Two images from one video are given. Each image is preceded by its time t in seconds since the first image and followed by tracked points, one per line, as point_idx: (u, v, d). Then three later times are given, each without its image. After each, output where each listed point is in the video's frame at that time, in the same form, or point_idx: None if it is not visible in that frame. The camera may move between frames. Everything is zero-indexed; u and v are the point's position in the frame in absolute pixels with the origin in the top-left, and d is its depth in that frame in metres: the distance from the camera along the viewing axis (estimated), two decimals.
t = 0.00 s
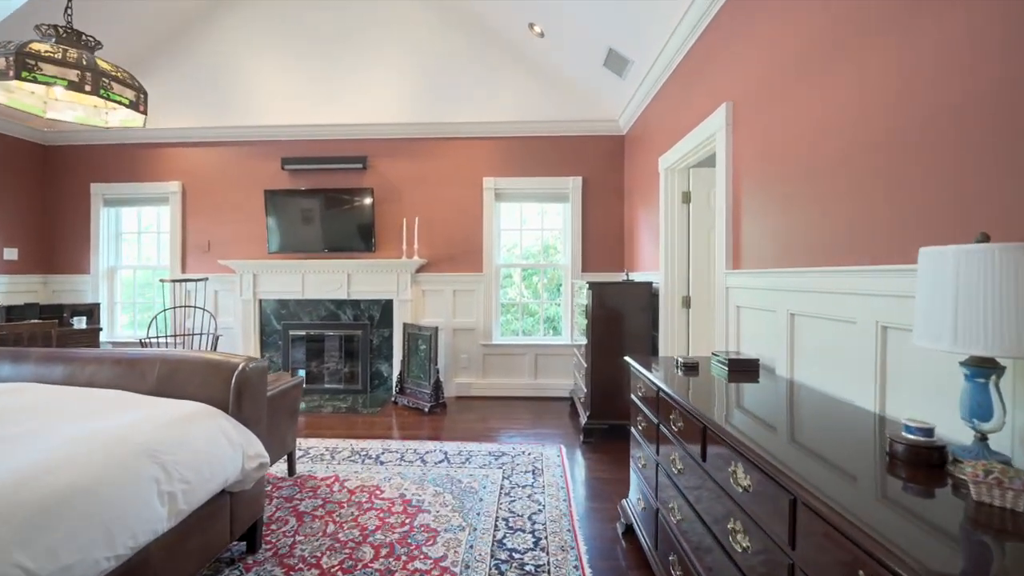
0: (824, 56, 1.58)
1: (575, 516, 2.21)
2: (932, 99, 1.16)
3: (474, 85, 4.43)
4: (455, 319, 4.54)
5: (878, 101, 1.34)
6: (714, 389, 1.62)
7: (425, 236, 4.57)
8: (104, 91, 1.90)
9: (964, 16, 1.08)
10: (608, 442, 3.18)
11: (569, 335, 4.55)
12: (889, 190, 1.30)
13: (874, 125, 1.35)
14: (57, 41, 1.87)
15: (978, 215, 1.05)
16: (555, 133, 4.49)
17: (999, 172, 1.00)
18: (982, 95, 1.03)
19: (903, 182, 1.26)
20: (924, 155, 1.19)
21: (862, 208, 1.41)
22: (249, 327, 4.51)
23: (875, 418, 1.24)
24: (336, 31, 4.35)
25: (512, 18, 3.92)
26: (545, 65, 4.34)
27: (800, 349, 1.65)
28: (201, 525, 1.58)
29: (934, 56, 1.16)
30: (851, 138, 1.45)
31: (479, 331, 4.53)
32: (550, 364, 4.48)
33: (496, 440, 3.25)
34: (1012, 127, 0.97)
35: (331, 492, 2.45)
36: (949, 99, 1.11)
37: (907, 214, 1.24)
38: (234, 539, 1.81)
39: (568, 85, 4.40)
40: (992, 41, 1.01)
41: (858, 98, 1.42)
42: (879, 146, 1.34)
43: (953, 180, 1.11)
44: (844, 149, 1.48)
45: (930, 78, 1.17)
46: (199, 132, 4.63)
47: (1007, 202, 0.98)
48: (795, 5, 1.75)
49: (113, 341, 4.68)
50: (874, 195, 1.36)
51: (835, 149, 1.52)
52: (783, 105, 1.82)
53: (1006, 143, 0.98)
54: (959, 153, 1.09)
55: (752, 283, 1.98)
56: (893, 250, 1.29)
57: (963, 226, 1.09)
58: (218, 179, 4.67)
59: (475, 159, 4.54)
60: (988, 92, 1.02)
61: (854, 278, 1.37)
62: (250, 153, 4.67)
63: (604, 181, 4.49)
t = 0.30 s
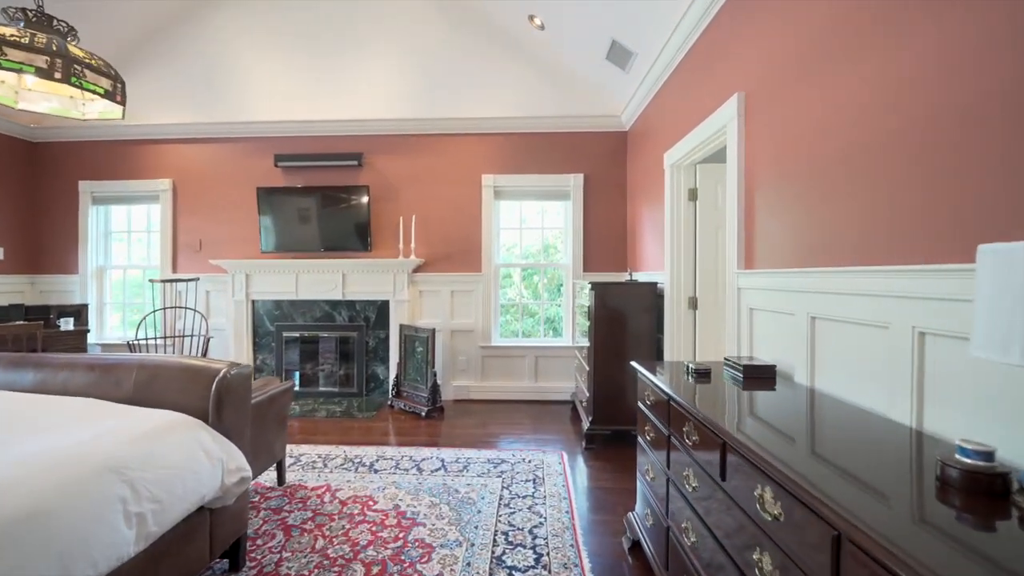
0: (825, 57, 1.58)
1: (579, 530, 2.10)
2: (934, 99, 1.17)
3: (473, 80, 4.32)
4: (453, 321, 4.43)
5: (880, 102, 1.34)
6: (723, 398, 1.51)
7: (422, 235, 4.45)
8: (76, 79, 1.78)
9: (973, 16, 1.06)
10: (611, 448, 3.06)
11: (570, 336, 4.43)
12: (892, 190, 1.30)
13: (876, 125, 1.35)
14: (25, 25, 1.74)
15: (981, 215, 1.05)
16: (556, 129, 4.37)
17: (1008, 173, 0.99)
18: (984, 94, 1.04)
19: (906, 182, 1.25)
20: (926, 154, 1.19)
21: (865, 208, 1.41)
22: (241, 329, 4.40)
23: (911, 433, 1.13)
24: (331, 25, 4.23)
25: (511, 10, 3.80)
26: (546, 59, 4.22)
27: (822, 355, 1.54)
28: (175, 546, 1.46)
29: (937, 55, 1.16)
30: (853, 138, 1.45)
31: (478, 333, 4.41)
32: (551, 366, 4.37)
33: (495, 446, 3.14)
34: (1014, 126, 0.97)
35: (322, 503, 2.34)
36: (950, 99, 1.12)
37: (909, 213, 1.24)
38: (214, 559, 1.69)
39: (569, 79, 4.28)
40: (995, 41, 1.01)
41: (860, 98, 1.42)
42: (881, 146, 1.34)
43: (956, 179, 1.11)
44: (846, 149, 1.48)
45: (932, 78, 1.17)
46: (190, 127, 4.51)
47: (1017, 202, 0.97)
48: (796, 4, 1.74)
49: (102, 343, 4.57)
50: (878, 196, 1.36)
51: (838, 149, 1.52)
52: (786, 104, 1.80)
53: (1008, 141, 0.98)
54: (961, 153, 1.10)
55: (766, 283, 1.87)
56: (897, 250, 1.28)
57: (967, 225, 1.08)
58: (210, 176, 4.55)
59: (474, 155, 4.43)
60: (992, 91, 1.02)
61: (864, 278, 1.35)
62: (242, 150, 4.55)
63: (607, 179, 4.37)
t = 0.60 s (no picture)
0: (827, 56, 1.56)
1: (583, 546, 1.98)
2: (935, 99, 1.16)
3: (472, 75, 4.20)
4: (451, 322, 4.31)
5: (880, 103, 1.34)
6: (737, 409, 1.38)
7: (419, 234, 4.32)
8: (43, 66, 1.66)
9: (976, 17, 1.06)
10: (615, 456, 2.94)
11: (571, 338, 4.31)
12: (891, 192, 1.31)
13: (876, 126, 1.36)
14: None
15: (981, 215, 1.05)
16: (557, 125, 4.25)
17: (1007, 174, 0.99)
18: (984, 95, 1.04)
19: (906, 183, 1.25)
20: (926, 155, 1.19)
21: (866, 209, 1.41)
22: (233, 331, 4.27)
23: (960, 453, 1.00)
24: (326, 18, 4.12)
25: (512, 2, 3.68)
26: (547, 53, 4.10)
27: (850, 363, 1.41)
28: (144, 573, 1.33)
29: (936, 55, 1.16)
30: (853, 139, 1.45)
31: (477, 335, 4.29)
32: (552, 369, 4.25)
33: (494, 453, 3.02)
34: (1012, 127, 0.97)
35: (312, 516, 2.21)
36: (950, 100, 1.12)
37: (909, 214, 1.24)
38: None
39: (571, 74, 4.16)
40: (995, 43, 1.01)
41: (861, 99, 1.42)
42: (882, 146, 1.34)
43: (955, 180, 1.11)
44: (846, 150, 1.49)
45: (930, 81, 1.18)
46: (180, 123, 4.38)
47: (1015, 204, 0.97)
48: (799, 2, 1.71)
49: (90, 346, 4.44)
50: (879, 196, 1.35)
51: (838, 150, 1.52)
52: (789, 104, 1.79)
53: (1007, 143, 0.99)
54: (961, 154, 1.10)
55: (783, 283, 1.76)
56: (897, 251, 1.28)
57: (967, 226, 1.09)
58: (201, 173, 4.43)
59: (472, 152, 4.30)
60: (992, 93, 1.02)
61: (867, 281, 1.33)
62: (234, 147, 4.43)
63: (610, 176, 4.25)
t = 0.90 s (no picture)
0: (828, 54, 1.54)
1: (589, 561, 1.86)
2: (934, 99, 1.15)
3: (471, 69, 4.08)
4: (450, 323, 4.20)
5: (881, 102, 1.33)
6: (750, 415, 1.28)
7: (417, 231, 4.21)
8: (9, 49, 1.55)
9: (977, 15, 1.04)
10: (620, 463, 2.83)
11: (573, 339, 4.20)
12: (892, 192, 1.29)
13: (876, 126, 1.34)
14: None
15: (982, 216, 1.04)
16: (559, 120, 4.14)
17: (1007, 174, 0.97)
18: (984, 94, 1.02)
19: (907, 184, 1.24)
20: (926, 155, 1.18)
21: (867, 209, 1.39)
22: (227, 331, 4.17)
23: (1011, 469, 0.90)
24: (321, 10, 4.00)
25: None
26: (548, 45, 3.99)
27: (880, 369, 1.30)
28: None
29: (936, 55, 1.14)
30: (853, 139, 1.44)
31: (477, 336, 4.18)
32: (554, 371, 4.14)
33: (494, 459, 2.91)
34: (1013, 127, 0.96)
35: (302, 527, 2.10)
36: (949, 100, 1.10)
37: (909, 214, 1.23)
38: None
39: (573, 67, 4.05)
40: (994, 41, 1.00)
41: (861, 99, 1.41)
42: (882, 146, 1.32)
43: (955, 180, 1.10)
44: (846, 150, 1.47)
45: (929, 80, 1.16)
46: (172, 119, 4.27)
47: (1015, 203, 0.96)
48: None
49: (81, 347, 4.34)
50: (879, 196, 1.34)
51: (838, 150, 1.50)
52: (794, 101, 1.74)
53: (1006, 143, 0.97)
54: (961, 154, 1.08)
55: (800, 283, 1.66)
56: (898, 252, 1.26)
57: (968, 227, 1.07)
58: (194, 170, 4.32)
59: (472, 148, 4.19)
60: (993, 92, 1.00)
61: (874, 279, 1.30)
62: (227, 143, 4.32)
63: (614, 172, 4.14)
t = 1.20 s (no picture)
0: (832, 53, 1.52)
1: None
2: (934, 98, 1.14)
3: (472, 63, 3.97)
4: (451, 324, 4.09)
5: (881, 102, 1.32)
6: (770, 420, 1.18)
7: (416, 230, 4.10)
8: None
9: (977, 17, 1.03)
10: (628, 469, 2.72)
11: (577, 341, 4.09)
12: (893, 192, 1.28)
13: (876, 126, 1.34)
14: None
15: (981, 217, 1.04)
16: (563, 116, 4.03)
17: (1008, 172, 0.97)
18: (983, 95, 1.02)
19: (908, 184, 1.23)
20: (926, 155, 1.17)
21: (868, 209, 1.38)
22: (222, 332, 4.06)
23: None
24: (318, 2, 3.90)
25: None
26: (552, 39, 3.88)
27: (919, 374, 1.18)
28: None
29: (935, 55, 1.14)
30: (853, 139, 1.43)
31: (478, 337, 4.07)
32: (557, 373, 4.04)
33: (497, 466, 2.80)
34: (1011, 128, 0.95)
35: (295, 540, 1.99)
36: (949, 100, 1.10)
37: (909, 215, 1.23)
38: None
39: (577, 61, 3.94)
40: (995, 41, 0.99)
41: (861, 99, 1.40)
42: (882, 146, 1.32)
43: (954, 181, 1.10)
44: (847, 150, 1.46)
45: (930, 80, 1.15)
46: (166, 115, 4.17)
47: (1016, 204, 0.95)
48: None
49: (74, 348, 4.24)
50: (879, 197, 1.34)
51: (839, 150, 1.49)
52: (797, 99, 1.71)
53: (1006, 144, 0.97)
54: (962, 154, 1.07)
55: (823, 282, 1.56)
56: (901, 252, 1.26)
57: (968, 227, 1.07)
58: (189, 167, 4.22)
59: (473, 145, 4.08)
60: (993, 93, 0.99)
61: (878, 277, 1.29)
62: (222, 140, 4.21)
63: (619, 169, 4.02)
